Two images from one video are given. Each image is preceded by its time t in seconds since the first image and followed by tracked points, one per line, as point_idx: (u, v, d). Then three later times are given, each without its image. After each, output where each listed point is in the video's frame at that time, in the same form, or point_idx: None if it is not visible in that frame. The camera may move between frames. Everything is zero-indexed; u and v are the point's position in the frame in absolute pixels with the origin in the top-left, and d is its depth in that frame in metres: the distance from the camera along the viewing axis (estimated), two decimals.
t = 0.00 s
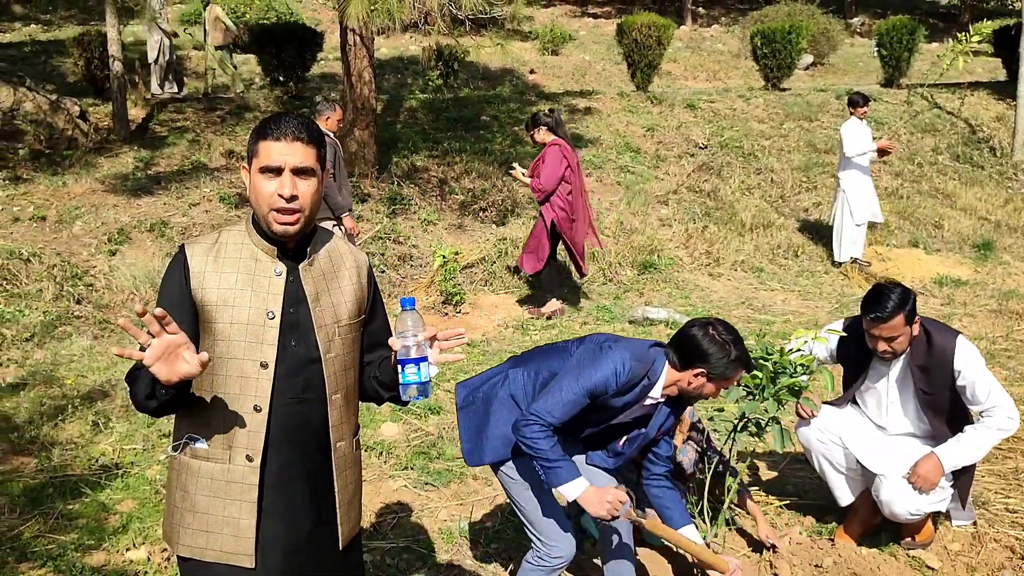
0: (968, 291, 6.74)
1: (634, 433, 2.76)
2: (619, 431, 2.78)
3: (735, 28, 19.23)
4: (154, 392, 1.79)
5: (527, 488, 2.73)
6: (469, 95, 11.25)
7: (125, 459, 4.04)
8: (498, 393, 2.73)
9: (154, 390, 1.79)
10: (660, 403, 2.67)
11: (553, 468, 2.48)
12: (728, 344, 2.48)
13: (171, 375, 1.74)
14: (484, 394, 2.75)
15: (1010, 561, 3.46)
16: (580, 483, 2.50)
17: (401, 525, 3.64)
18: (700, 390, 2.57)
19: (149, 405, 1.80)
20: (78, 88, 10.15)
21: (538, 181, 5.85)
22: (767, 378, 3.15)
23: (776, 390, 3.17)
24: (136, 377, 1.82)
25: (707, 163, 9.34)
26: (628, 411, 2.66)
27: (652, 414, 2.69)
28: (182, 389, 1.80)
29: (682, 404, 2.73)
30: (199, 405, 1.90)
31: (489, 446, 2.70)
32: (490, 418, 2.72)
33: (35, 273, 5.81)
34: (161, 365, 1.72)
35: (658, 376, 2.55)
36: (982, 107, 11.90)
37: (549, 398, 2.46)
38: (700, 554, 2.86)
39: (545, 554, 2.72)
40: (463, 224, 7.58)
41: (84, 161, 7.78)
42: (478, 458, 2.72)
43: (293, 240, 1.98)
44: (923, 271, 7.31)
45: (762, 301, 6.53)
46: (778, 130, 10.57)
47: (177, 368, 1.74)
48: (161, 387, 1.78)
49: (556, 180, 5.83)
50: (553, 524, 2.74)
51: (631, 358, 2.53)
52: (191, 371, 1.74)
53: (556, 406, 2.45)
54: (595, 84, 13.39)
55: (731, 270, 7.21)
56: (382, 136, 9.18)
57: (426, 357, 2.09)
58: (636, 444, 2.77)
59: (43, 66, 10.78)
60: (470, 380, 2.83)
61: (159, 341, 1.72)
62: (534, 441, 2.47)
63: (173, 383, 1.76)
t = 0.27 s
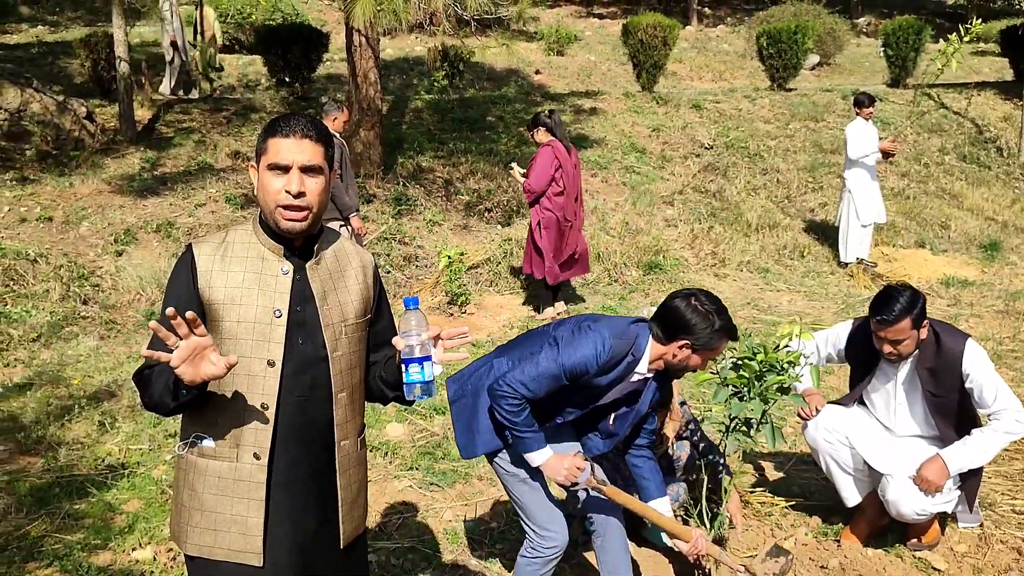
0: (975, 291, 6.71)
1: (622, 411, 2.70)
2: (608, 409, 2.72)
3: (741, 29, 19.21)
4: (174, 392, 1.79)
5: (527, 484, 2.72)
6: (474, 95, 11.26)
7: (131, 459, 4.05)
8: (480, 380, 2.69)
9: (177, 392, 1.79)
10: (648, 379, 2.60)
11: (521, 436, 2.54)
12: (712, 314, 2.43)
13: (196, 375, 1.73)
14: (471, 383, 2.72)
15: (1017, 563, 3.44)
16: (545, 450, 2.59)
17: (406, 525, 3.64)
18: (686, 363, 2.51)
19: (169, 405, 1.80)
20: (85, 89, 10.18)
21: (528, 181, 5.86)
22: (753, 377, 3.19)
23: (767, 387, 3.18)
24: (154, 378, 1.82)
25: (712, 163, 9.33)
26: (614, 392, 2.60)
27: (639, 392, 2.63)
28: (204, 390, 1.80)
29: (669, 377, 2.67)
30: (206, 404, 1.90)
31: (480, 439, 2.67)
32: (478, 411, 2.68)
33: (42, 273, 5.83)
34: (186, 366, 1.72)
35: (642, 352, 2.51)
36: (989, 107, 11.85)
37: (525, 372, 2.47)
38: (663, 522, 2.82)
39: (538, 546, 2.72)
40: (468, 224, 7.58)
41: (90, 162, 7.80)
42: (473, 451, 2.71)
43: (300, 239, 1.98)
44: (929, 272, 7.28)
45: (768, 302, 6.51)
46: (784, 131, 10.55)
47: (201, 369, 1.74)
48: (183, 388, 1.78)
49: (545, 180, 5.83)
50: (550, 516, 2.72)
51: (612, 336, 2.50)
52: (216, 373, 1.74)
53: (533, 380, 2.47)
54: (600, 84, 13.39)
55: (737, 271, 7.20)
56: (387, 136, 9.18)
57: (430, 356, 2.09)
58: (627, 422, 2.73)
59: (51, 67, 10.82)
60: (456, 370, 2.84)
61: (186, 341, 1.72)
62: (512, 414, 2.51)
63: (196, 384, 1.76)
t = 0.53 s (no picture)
0: (979, 291, 6.69)
1: (625, 394, 2.70)
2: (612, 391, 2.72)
3: (745, 28, 19.19)
4: (169, 372, 1.77)
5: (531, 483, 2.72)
6: (477, 95, 11.26)
7: (134, 458, 4.06)
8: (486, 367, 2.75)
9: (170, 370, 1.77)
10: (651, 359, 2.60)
11: (516, 408, 2.58)
12: (709, 288, 2.41)
13: (189, 350, 1.73)
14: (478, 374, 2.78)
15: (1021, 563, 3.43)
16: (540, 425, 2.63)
17: (408, 524, 3.65)
18: (688, 339, 2.50)
19: (163, 388, 1.77)
20: (89, 89, 10.20)
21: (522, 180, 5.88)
22: (741, 377, 3.22)
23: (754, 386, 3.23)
24: (152, 364, 1.81)
25: (715, 163, 9.32)
26: (615, 372, 2.59)
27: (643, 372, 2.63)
28: (199, 367, 1.78)
29: (673, 359, 2.66)
30: (208, 403, 1.90)
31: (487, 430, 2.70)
32: (485, 402, 2.72)
33: (46, 273, 5.84)
34: (179, 339, 1.73)
35: (642, 331, 2.50)
36: (993, 106, 11.82)
37: (523, 346, 2.53)
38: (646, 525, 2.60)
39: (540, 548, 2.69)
40: (471, 224, 7.58)
41: (94, 162, 7.81)
42: (479, 445, 2.73)
43: (302, 239, 1.98)
44: (933, 271, 7.26)
45: (771, 302, 6.50)
46: (787, 130, 10.53)
47: (196, 344, 1.74)
48: (177, 365, 1.76)
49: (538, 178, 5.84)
50: (552, 515, 2.68)
51: (610, 314, 2.52)
52: (210, 347, 1.73)
53: (530, 354, 2.52)
54: (603, 83, 13.38)
55: (740, 270, 7.19)
56: (390, 136, 9.19)
57: (433, 343, 2.08)
58: (632, 406, 2.70)
59: (54, 67, 10.84)
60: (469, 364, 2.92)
61: (181, 313, 1.73)
62: (508, 387, 2.56)
63: (191, 361, 1.75)
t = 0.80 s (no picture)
0: (979, 290, 6.69)
1: (666, 418, 2.74)
2: (650, 415, 2.77)
3: (746, 27, 19.19)
4: (152, 380, 1.80)
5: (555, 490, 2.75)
6: (478, 94, 11.25)
7: (134, 457, 4.06)
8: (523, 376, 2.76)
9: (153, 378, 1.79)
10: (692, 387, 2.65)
11: (562, 432, 2.53)
12: (755, 323, 2.43)
13: (167, 361, 1.74)
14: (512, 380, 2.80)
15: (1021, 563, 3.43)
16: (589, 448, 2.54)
17: (408, 523, 3.65)
18: (729, 372, 2.53)
19: (147, 394, 1.80)
20: (89, 88, 10.19)
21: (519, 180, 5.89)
22: (752, 376, 3.23)
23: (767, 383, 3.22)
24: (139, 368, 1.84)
25: (716, 162, 9.31)
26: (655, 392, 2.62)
27: (683, 398, 2.67)
28: (180, 375, 1.80)
29: (716, 389, 2.69)
30: (204, 403, 1.90)
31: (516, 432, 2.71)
32: (518, 406, 2.74)
33: (46, 271, 5.84)
34: (157, 350, 1.72)
35: (683, 357, 2.53)
36: (994, 105, 11.81)
37: (573, 367, 2.54)
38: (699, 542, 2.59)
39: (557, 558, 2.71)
40: (471, 223, 7.57)
41: (94, 161, 7.81)
42: (506, 446, 2.74)
43: (300, 239, 1.98)
44: (934, 270, 7.26)
45: (771, 301, 6.49)
46: (788, 129, 10.53)
47: (173, 354, 1.74)
48: (158, 374, 1.79)
49: (534, 176, 5.84)
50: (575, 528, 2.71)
51: (655, 336, 2.55)
52: (187, 358, 1.74)
53: (578, 374, 2.53)
54: (604, 82, 13.37)
55: (741, 269, 7.18)
56: (391, 135, 9.19)
57: (434, 352, 2.12)
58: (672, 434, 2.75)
59: (55, 65, 10.84)
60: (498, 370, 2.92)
61: (157, 324, 1.72)
62: (551, 408, 2.53)
63: (170, 370, 1.76)
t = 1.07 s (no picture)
0: (978, 288, 6.69)
1: (703, 454, 2.76)
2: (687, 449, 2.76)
3: (745, 25, 19.19)
4: (157, 384, 1.79)
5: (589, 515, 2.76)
6: (477, 92, 11.24)
7: (133, 456, 4.06)
8: (574, 405, 2.72)
9: (158, 381, 1.79)
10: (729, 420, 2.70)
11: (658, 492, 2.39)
12: (792, 358, 2.53)
13: (175, 367, 1.74)
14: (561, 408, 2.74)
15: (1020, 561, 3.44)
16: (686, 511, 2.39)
17: (406, 522, 3.64)
18: (766, 406, 2.60)
19: (152, 398, 1.80)
20: (88, 86, 10.18)
21: (517, 179, 5.88)
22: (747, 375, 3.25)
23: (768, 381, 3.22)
24: (140, 369, 1.82)
25: (715, 160, 9.31)
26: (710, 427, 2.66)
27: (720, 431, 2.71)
28: (186, 379, 1.80)
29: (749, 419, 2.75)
30: (198, 400, 1.90)
31: (564, 460, 2.71)
32: (566, 432, 2.72)
33: (45, 270, 5.84)
34: (165, 357, 1.73)
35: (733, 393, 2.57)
36: (994, 103, 11.81)
37: (650, 417, 2.44)
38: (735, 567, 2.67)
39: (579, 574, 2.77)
40: (471, 221, 7.57)
41: (93, 159, 7.81)
42: (554, 472, 2.73)
43: (295, 235, 1.98)
44: (933, 269, 7.25)
45: (771, 299, 6.49)
46: (788, 127, 10.53)
47: (182, 360, 1.74)
48: (164, 378, 1.78)
49: (532, 174, 5.84)
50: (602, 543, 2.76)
51: (716, 372, 2.53)
52: (196, 364, 1.74)
53: (657, 423, 2.43)
54: (604, 81, 13.36)
55: (740, 268, 7.18)
56: (390, 133, 9.18)
57: (424, 353, 2.12)
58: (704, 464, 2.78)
59: (54, 64, 10.83)
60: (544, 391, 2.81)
61: (165, 333, 1.72)
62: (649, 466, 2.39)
63: (177, 376, 1.76)
